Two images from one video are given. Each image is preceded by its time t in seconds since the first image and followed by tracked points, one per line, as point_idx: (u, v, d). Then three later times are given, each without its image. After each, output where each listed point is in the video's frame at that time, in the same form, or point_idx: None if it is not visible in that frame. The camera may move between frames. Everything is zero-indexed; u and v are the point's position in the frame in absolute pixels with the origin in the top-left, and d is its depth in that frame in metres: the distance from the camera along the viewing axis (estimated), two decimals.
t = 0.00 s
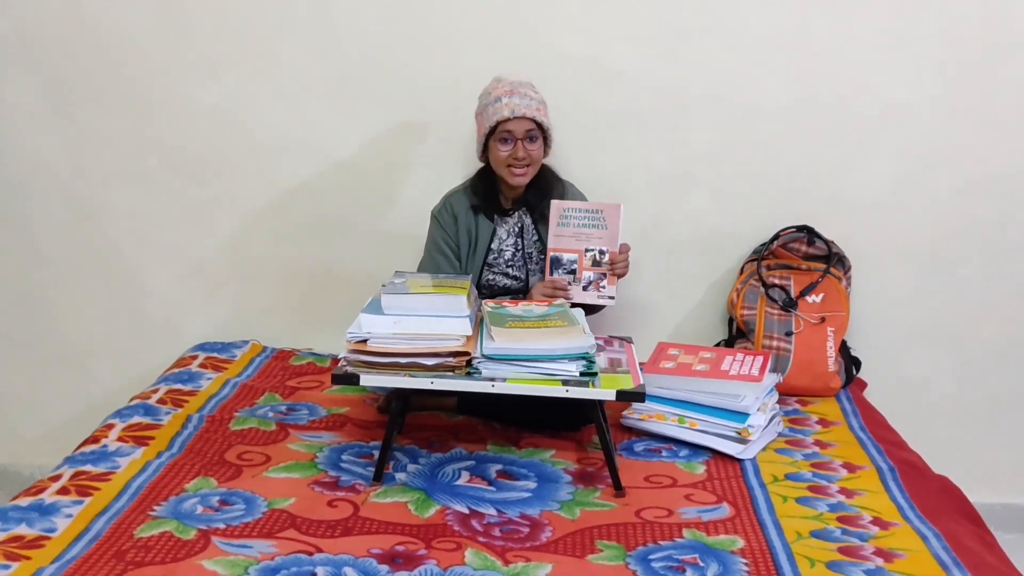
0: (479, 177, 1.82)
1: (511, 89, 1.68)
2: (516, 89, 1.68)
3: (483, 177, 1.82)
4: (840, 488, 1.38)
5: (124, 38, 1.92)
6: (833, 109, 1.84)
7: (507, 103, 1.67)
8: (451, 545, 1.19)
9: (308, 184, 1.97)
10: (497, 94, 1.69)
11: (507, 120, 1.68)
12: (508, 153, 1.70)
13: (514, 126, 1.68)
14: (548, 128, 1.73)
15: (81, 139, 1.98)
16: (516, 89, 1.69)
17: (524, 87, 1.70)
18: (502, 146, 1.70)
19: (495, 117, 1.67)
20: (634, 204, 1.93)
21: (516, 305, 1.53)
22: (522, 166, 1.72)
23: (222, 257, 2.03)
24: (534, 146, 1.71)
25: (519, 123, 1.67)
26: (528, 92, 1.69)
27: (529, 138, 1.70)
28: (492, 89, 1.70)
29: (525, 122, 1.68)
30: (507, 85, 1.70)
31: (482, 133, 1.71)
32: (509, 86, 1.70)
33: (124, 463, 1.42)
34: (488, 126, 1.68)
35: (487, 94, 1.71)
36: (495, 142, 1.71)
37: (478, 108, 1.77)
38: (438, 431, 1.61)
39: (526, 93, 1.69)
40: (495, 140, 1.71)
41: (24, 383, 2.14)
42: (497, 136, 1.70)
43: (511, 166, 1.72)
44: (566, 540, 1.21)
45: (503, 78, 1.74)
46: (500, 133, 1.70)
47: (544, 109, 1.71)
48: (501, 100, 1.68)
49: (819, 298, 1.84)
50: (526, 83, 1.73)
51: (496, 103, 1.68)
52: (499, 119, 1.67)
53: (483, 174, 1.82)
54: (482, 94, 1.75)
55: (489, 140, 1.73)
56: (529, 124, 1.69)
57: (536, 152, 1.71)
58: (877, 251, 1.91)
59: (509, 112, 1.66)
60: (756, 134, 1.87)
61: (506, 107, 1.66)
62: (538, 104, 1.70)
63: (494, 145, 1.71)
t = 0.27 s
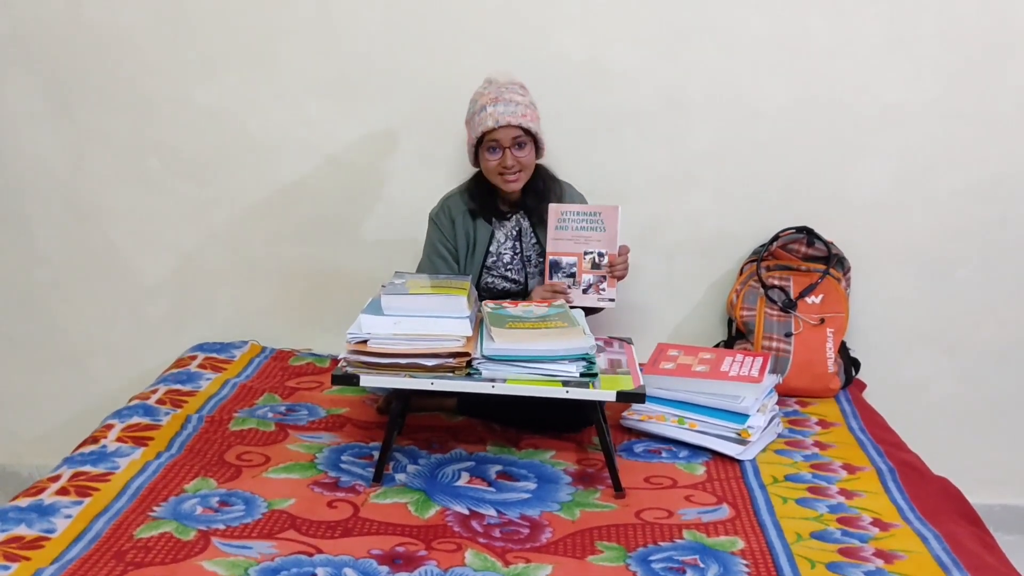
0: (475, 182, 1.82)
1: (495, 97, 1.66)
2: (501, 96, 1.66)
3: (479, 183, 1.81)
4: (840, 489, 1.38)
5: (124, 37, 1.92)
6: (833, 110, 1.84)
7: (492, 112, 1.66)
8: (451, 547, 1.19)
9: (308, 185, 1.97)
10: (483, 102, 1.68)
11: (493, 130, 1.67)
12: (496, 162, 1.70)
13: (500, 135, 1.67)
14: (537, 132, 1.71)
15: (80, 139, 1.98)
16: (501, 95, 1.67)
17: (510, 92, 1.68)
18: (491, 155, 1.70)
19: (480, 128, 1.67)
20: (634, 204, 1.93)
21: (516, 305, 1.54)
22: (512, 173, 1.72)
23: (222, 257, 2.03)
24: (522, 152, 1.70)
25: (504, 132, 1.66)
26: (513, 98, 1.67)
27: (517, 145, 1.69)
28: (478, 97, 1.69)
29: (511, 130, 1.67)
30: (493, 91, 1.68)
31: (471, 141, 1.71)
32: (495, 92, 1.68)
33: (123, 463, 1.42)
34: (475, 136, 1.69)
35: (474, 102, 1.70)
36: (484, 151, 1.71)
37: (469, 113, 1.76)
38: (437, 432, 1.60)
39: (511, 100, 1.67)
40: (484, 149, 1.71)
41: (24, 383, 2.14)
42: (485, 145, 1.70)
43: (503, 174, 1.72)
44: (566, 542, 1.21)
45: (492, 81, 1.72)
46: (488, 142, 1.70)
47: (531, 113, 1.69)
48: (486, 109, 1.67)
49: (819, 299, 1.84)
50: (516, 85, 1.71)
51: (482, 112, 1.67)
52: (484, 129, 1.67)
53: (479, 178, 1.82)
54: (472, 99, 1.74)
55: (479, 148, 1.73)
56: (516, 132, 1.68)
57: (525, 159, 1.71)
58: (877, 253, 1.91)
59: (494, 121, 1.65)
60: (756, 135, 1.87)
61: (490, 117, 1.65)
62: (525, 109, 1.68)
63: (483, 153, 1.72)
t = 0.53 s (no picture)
0: (469, 181, 1.81)
1: (508, 103, 1.67)
2: (513, 102, 1.68)
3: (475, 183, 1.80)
4: (839, 489, 1.38)
5: (122, 36, 1.91)
6: (833, 110, 1.84)
7: (510, 118, 1.66)
8: (451, 547, 1.19)
9: (307, 184, 1.97)
10: (495, 109, 1.67)
11: (512, 137, 1.67)
12: (514, 168, 1.69)
13: (519, 141, 1.67)
14: (543, 134, 1.73)
15: (79, 138, 1.98)
16: (511, 100, 1.68)
17: (518, 97, 1.69)
18: (506, 162, 1.69)
19: (501, 135, 1.65)
20: (633, 204, 1.93)
21: (514, 304, 1.53)
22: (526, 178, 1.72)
23: (220, 256, 2.02)
24: (537, 156, 1.71)
25: (525, 138, 1.67)
26: (524, 102, 1.69)
27: (532, 150, 1.71)
28: (487, 103, 1.68)
29: (529, 135, 1.68)
30: (500, 96, 1.68)
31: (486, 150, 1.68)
32: (504, 97, 1.68)
33: (121, 463, 1.41)
34: (493, 144, 1.67)
35: (481, 108, 1.69)
36: (498, 158, 1.69)
37: (465, 119, 1.74)
38: (436, 431, 1.60)
39: (523, 105, 1.68)
40: (498, 156, 1.70)
41: (22, 382, 2.13)
42: (501, 152, 1.69)
43: (517, 180, 1.71)
44: (566, 541, 1.21)
45: (489, 83, 1.71)
46: (503, 149, 1.69)
47: (538, 116, 1.71)
48: (503, 116, 1.66)
49: (818, 298, 1.84)
50: (513, 87, 1.72)
51: (498, 119, 1.66)
52: (506, 136, 1.66)
53: (474, 177, 1.80)
54: (469, 104, 1.72)
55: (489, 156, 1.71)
56: (532, 136, 1.69)
57: (538, 163, 1.72)
58: (877, 252, 1.91)
59: (515, 128, 1.65)
60: (756, 135, 1.86)
61: (511, 124, 1.65)
62: (535, 114, 1.70)
63: (497, 161, 1.70)
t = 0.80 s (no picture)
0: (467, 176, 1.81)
1: (523, 109, 1.66)
2: (525, 107, 1.67)
3: (475, 185, 1.78)
4: (838, 487, 1.38)
5: (120, 32, 1.90)
6: (833, 108, 1.84)
7: (530, 125, 1.66)
8: (450, 545, 1.19)
9: (305, 181, 1.96)
10: (512, 117, 1.66)
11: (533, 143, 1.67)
12: (532, 173, 1.70)
13: (538, 146, 1.68)
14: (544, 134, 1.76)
15: (77, 135, 1.97)
16: (523, 105, 1.67)
17: (527, 101, 1.69)
18: (524, 167, 1.69)
19: (525, 142, 1.65)
20: (633, 202, 1.92)
21: (515, 304, 1.52)
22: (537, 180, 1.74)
23: (219, 254, 2.02)
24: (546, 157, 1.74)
25: (544, 142, 1.69)
26: (533, 107, 1.69)
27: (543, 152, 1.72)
28: (503, 111, 1.65)
29: (543, 139, 1.70)
30: (513, 102, 1.67)
31: (506, 159, 1.66)
32: (516, 104, 1.67)
33: (119, 461, 1.41)
34: (517, 153, 1.65)
35: (497, 117, 1.66)
36: (517, 165, 1.69)
37: (472, 127, 1.69)
38: (435, 429, 1.60)
39: (533, 109, 1.69)
40: (516, 162, 1.69)
41: (20, 380, 2.13)
42: (520, 159, 1.68)
43: (530, 184, 1.73)
44: (565, 539, 1.21)
45: (492, 88, 1.68)
46: (522, 156, 1.68)
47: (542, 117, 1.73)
48: (521, 123, 1.66)
49: (818, 296, 1.83)
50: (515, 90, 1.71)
51: (517, 127, 1.65)
52: (529, 144, 1.66)
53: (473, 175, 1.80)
54: (478, 112, 1.67)
55: (505, 163, 1.69)
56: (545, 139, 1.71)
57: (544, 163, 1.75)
58: (876, 250, 1.91)
59: (537, 134, 1.66)
60: (756, 132, 1.86)
61: (533, 130, 1.66)
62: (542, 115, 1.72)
63: (514, 167, 1.69)
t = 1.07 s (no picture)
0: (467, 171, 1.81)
1: (525, 105, 1.66)
2: (527, 103, 1.67)
3: (476, 182, 1.78)
4: (838, 483, 1.38)
5: (119, 29, 1.90)
6: (832, 105, 1.84)
7: (532, 120, 1.66)
8: (449, 541, 1.19)
9: (304, 178, 1.96)
10: (515, 112, 1.65)
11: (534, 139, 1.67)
12: (534, 169, 1.70)
13: (539, 142, 1.68)
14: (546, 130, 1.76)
15: (75, 131, 1.96)
16: (526, 101, 1.67)
17: (529, 97, 1.69)
18: (526, 163, 1.69)
19: (527, 138, 1.65)
20: (632, 198, 1.92)
21: (513, 300, 1.52)
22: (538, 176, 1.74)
23: (218, 250, 2.02)
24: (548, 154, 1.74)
25: (545, 138, 1.68)
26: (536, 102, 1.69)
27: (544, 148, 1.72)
28: (505, 106, 1.65)
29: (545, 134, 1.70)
30: (515, 98, 1.67)
31: (508, 154, 1.66)
32: (519, 100, 1.67)
33: (118, 458, 1.41)
34: (519, 148, 1.65)
35: (500, 113, 1.66)
36: (518, 161, 1.68)
37: (473, 122, 1.69)
38: (433, 426, 1.60)
39: (535, 105, 1.69)
40: (517, 158, 1.69)
41: (19, 377, 2.13)
42: (521, 154, 1.68)
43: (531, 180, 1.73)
44: (564, 536, 1.21)
45: (494, 83, 1.68)
46: (523, 152, 1.68)
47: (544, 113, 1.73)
48: (523, 118, 1.66)
49: (817, 292, 1.83)
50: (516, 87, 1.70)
51: (519, 122, 1.65)
52: (531, 139, 1.66)
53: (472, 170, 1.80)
54: (480, 107, 1.67)
55: (506, 159, 1.69)
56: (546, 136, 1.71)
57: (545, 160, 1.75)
58: (876, 247, 1.91)
59: (539, 130, 1.66)
60: (755, 129, 1.86)
61: (535, 126, 1.66)
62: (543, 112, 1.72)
63: (516, 163, 1.69)
